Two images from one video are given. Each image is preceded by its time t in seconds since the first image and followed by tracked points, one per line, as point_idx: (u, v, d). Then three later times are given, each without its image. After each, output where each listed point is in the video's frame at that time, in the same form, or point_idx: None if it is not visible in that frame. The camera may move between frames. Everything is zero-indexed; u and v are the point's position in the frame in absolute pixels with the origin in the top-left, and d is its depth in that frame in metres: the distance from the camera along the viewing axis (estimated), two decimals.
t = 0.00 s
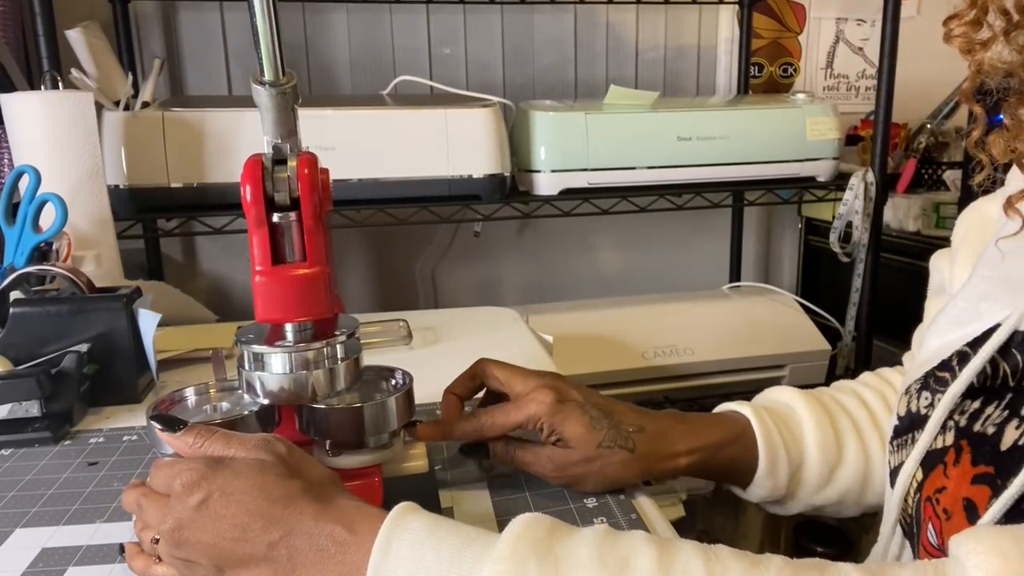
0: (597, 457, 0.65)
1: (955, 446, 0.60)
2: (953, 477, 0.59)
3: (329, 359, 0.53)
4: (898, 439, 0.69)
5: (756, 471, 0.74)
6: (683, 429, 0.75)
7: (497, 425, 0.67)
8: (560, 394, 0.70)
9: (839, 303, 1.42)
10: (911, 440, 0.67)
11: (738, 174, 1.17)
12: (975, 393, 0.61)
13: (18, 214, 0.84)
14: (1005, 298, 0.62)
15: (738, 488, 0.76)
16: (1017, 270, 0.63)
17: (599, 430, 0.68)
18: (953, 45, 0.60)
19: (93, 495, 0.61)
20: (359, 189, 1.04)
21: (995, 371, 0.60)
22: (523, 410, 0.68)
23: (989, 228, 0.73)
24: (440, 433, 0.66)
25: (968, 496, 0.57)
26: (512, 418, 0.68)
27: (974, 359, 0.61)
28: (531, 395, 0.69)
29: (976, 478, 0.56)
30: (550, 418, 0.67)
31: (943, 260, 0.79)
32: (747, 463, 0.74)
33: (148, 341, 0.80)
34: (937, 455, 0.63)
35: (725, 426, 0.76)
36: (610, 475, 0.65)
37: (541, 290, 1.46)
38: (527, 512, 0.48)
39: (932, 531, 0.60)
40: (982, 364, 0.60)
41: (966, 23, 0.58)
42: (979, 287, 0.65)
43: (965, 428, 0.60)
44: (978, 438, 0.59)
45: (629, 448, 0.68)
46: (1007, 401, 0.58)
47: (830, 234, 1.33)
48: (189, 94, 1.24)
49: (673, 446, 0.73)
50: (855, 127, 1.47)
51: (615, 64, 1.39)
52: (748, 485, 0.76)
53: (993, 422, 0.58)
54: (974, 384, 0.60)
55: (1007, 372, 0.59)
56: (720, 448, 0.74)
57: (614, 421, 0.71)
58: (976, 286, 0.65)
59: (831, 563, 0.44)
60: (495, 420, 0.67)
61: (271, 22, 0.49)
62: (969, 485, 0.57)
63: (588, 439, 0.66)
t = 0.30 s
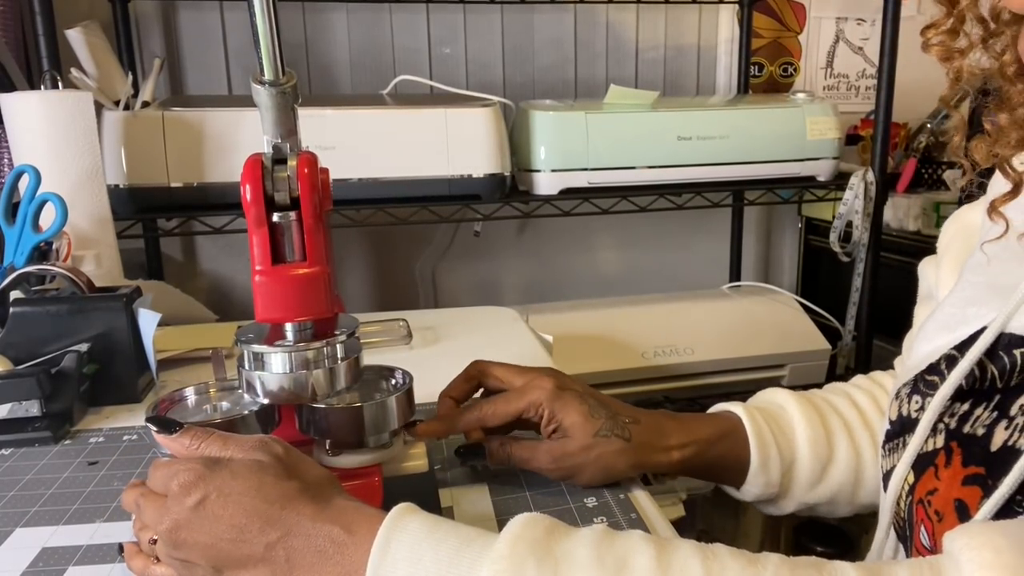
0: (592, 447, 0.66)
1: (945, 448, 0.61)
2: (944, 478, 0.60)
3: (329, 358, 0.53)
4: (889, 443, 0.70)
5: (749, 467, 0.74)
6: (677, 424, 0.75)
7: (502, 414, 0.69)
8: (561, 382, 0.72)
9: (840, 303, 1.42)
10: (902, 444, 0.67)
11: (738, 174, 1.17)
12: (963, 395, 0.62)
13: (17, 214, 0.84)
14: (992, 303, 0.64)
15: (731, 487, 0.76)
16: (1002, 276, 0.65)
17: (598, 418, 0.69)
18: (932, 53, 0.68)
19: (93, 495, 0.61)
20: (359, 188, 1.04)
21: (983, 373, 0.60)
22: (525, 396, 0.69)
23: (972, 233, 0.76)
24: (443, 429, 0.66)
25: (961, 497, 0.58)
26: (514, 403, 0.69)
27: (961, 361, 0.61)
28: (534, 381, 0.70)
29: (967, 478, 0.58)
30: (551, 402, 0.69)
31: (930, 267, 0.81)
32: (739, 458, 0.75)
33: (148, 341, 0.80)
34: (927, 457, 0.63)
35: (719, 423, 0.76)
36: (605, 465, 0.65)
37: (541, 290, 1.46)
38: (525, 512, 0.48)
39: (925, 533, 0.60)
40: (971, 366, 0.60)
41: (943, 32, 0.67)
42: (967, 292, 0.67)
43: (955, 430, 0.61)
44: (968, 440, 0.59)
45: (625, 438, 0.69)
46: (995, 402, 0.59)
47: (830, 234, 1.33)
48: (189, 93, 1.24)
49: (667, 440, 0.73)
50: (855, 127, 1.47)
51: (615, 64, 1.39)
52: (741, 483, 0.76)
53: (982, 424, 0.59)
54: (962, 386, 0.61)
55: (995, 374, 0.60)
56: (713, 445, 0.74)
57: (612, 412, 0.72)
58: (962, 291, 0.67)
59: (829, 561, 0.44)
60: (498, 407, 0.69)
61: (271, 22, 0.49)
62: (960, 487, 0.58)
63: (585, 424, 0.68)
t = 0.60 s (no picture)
0: (595, 443, 0.66)
1: (940, 448, 0.61)
2: (939, 479, 0.60)
3: (329, 358, 0.53)
4: (887, 444, 0.70)
5: (748, 467, 0.74)
6: (677, 424, 0.75)
7: (507, 405, 0.70)
8: (568, 374, 0.73)
9: (840, 302, 1.42)
10: (899, 445, 0.67)
11: (738, 173, 1.17)
12: (958, 396, 0.62)
13: (17, 213, 0.84)
14: (985, 304, 0.64)
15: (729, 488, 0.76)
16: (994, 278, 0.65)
17: (601, 414, 0.70)
18: (921, 51, 0.68)
19: (93, 494, 0.61)
20: (359, 188, 1.04)
21: (976, 373, 0.61)
22: (531, 389, 0.70)
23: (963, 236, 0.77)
24: (446, 424, 0.67)
25: (956, 497, 0.57)
26: (519, 395, 0.70)
27: (954, 362, 0.62)
28: (540, 373, 0.71)
29: (962, 478, 0.57)
30: (556, 396, 0.70)
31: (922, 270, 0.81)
32: (738, 459, 0.74)
33: (148, 341, 0.80)
34: (922, 458, 0.63)
35: (717, 425, 0.76)
36: (606, 460, 0.66)
37: (541, 290, 1.46)
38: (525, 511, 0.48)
39: (921, 533, 0.60)
40: (964, 367, 0.61)
41: (934, 30, 0.66)
42: (959, 294, 0.67)
43: (950, 429, 0.61)
44: (962, 440, 0.59)
45: (626, 434, 0.69)
46: (989, 402, 0.59)
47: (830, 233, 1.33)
48: (189, 93, 1.24)
49: (667, 439, 0.73)
50: (855, 127, 1.47)
51: (615, 64, 1.39)
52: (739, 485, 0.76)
53: (977, 424, 0.59)
54: (957, 386, 0.61)
55: (988, 374, 0.60)
56: (713, 447, 0.74)
57: (615, 409, 0.72)
58: (954, 294, 0.68)
59: (828, 560, 0.44)
60: (509, 397, 0.70)
61: (271, 22, 0.49)
62: (956, 486, 0.58)
63: (589, 419, 0.68)
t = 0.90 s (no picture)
0: (591, 430, 0.68)
1: (935, 445, 0.61)
2: (935, 476, 0.60)
3: (329, 358, 0.53)
4: (882, 442, 0.70)
5: (741, 462, 0.74)
6: (672, 422, 0.75)
7: (513, 392, 0.71)
8: (570, 362, 0.74)
9: (840, 302, 1.42)
10: (893, 443, 0.68)
11: (738, 172, 1.17)
12: (952, 393, 0.62)
13: (18, 213, 0.84)
14: (978, 301, 0.64)
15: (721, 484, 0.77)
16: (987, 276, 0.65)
17: (601, 404, 0.71)
18: (917, 45, 0.69)
19: (93, 494, 0.61)
20: (359, 187, 1.04)
21: (971, 370, 0.61)
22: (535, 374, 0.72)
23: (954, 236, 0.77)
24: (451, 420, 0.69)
25: (951, 493, 0.58)
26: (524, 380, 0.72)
27: (949, 359, 0.62)
28: (542, 359, 0.73)
29: (957, 475, 0.58)
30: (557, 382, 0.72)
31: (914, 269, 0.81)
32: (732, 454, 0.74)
33: (148, 341, 0.80)
34: (918, 455, 0.63)
35: (711, 420, 0.76)
36: (602, 451, 0.66)
37: (541, 290, 1.46)
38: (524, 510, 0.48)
39: (917, 530, 0.60)
40: (958, 364, 0.61)
41: (929, 24, 0.67)
42: (954, 292, 0.67)
43: (945, 427, 0.61)
44: (957, 437, 0.60)
45: (624, 427, 0.70)
46: (983, 399, 0.59)
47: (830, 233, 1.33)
48: (189, 93, 1.24)
49: (662, 435, 0.73)
50: (855, 126, 1.47)
51: (615, 63, 1.39)
52: (733, 480, 0.75)
53: (971, 420, 0.59)
54: (951, 383, 0.61)
55: (982, 370, 0.60)
56: (707, 442, 0.74)
57: (614, 401, 0.73)
58: (948, 292, 0.68)
59: (827, 559, 0.44)
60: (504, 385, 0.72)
61: (271, 21, 0.49)
62: (951, 484, 0.58)
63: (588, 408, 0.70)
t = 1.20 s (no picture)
0: (583, 418, 0.69)
1: (936, 444, 0.62)
2: (936, 475, 0.60)
3: (329, 357, 0.53)
4: (882, 441, 0.70)
5: (733, 446, 0.75)
6: (666, 401, 0.76)
7: (503, 399, 0.69)
8: (555, 356, 0.74)
9: (840, 301, 1.42)
10: (894, 442, 0.68)
11: (738, 172, 1.17)
12: (953, 393, 0.62)
13: (18, 212, 0.84)
14: (978, 300, 0.64)
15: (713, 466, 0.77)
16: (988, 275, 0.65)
17: (591, 393, 0.72)
18: (916, 44, 0.69)
19: (93, 494, 0.61)
20: (359, 187, 1.04)
21: (971, 369, 0.61)
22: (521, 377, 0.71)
23: (954, 235, 0.77)
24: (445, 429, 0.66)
25: (951, 492, 0.58)
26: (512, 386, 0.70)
27: (950, 358, 0.62)
28: (526, 362, 0.72)
29: (958, 474, 0.58)
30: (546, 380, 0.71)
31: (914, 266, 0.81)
32: (725, 437, 0.75)
33: (148, 341, 0.80)
34: (918, 454, 0.63)
35: (707, 405, 0.77)
36: (596, 440, 0.68)
37: (541, 289, 1.46)
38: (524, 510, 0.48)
39: (917, 530, 0.60)
40: (959, 363, 0.61)
41: (929, 22, 0.67)
42: (954, 292, 0.67)
43: (945, 426, 0.61)
44: (958, 436, 0.60)
45: (617, 412, 0.71)
46: (983, 398, 0.59)
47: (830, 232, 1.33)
48: (189, 92, 1.24)
49: (653, 416, 0.74)
50: (855, 126, 1.47)
51: (615, 63, 1.39)
52: (724, 464, 0.77)
53: (972, 419, 0.59)
54: (952, 382, 0.61)
55: (983, 369, 0.60)
56: (701, 424, 0.75)
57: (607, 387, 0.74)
58: (949, 292, 0.68)
59: (827, 558, 0.44)
60: (500, 392, 0.70)
61: (271, 21, 0.49)
62: (951, 482, 0.58)
63: (579, 396, 0.71)
